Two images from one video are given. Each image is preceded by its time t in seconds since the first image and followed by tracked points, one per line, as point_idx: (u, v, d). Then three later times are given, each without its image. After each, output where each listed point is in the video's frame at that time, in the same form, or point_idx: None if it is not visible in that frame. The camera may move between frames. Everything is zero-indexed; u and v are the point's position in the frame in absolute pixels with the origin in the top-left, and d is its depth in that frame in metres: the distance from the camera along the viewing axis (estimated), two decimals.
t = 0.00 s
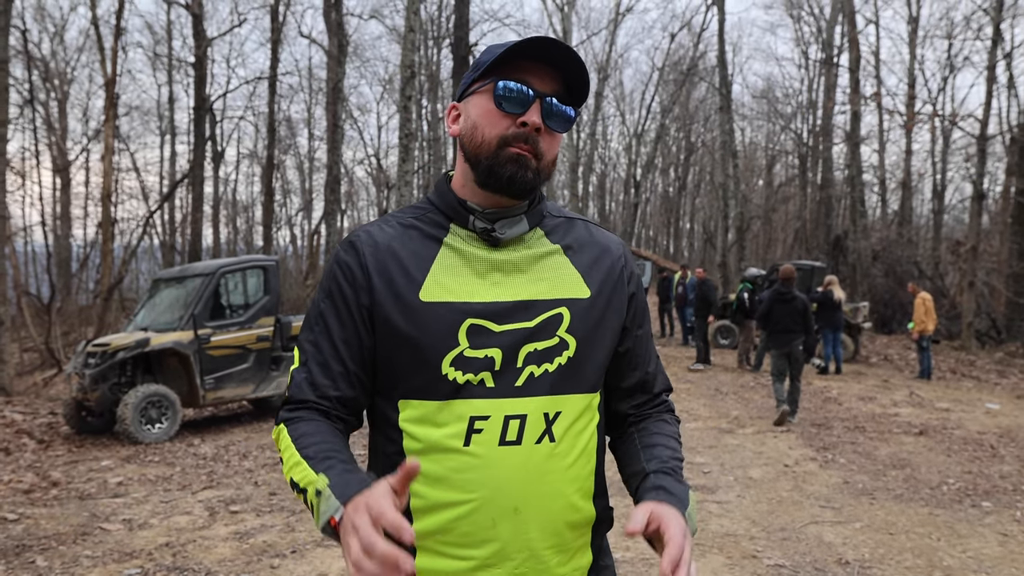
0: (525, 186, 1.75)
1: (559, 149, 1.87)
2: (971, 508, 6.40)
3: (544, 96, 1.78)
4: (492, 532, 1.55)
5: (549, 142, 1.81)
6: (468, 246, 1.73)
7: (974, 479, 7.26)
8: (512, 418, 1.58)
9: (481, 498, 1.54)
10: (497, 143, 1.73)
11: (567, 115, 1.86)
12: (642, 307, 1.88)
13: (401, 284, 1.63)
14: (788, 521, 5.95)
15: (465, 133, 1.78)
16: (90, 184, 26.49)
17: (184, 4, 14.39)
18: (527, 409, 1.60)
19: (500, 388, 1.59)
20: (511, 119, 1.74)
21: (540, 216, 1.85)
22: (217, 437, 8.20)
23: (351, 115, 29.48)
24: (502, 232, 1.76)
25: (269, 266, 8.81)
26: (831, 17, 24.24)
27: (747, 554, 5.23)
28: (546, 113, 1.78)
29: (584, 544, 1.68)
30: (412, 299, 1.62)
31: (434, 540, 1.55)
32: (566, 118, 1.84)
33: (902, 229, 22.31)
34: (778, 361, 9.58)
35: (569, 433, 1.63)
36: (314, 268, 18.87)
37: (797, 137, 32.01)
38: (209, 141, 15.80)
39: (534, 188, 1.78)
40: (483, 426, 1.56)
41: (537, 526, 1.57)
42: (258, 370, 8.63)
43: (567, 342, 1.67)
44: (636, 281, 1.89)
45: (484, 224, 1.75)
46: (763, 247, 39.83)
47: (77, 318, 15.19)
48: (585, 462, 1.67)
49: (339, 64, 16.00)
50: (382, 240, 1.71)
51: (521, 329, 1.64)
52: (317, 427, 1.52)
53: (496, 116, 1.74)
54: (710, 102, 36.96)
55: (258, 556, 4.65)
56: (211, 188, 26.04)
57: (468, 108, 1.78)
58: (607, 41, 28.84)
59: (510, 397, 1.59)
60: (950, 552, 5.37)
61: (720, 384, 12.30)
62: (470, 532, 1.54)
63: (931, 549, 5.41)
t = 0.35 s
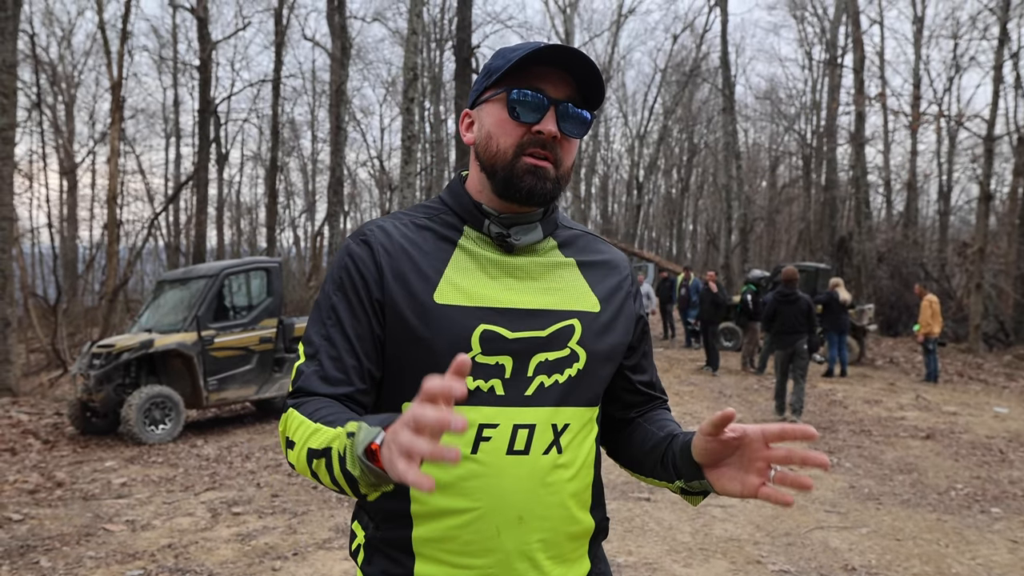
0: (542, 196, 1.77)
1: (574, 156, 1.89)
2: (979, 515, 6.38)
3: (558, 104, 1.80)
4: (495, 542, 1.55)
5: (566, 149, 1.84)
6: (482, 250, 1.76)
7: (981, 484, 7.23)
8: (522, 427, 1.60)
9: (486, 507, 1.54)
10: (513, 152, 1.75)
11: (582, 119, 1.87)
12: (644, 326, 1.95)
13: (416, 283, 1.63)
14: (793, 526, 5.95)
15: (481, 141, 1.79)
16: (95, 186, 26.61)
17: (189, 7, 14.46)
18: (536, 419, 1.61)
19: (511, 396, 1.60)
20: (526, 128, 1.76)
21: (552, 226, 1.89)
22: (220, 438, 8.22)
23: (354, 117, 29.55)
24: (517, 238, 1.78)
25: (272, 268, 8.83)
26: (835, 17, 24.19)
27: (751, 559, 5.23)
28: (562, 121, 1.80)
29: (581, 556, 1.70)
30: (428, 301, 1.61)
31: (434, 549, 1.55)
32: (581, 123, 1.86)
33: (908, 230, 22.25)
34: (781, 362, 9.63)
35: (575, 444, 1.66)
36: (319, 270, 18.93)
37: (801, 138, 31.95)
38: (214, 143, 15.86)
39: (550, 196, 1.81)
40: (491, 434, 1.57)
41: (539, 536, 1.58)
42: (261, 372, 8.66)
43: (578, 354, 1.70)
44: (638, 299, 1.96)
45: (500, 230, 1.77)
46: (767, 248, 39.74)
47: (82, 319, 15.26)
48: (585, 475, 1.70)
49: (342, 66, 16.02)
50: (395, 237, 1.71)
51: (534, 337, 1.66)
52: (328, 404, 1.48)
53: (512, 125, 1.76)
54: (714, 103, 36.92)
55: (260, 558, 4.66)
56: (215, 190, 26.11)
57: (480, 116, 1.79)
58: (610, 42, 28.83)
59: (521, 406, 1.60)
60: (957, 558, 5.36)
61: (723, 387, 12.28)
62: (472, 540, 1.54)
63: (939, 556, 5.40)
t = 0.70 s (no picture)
0: (547, 200, 1.77)
1: (582, 154, 1.89)
2: (991, 519, 6.33)
3: (562, 103, 1.80)
4: (511, 550, 1.55)
5: (571, 149, 1.84)
6: (494, 254, 1.75)
7: (993, 488, 7.18)
8: (538, 435, 1.60)
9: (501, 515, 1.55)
10: (518, 154, 1.75)
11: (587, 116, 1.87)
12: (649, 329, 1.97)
13: (429, 288, 1.62)
14: (802, 529, 5.92)
15: (485, 143, 1.80)
16: (105, 188, 26.81)
17: (197, 9, 14.56)
18: (551, 426, 1.62)
19: (526, 404, 1.60)
20: (530, 129, 1.76)
21: (561, 228, 1.90)
22: (228, 439, 8.26)
23: (361, 119, 29.69)
24: (529, 243, 1.79)
25: (279, 269, 8.89)
26: (844, 17, 24.08)
27: (760, 563, 5.21)
28: (565, 120, 1.79)
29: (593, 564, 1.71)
30: (442, 307, 1.61)
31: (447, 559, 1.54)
32: (587, 122, 1.85)
33: (918, 231, 22.11)
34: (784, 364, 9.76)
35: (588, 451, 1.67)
36: (325, 271, 18.96)
37: (809, 138, 31.80)
38: (221, 144, 15.95)
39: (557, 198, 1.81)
40: (508, 441, 1.57)
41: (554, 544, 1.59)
42: (268, 372, 8.69)
43: (591, 360, 1.71)
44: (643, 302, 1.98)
45: (510, 234, 1.77)
46: (774, 249, 39.59)
47: (92, 319, 15.39)
48: (595, 481, 1.71)
49: (348, 68, 16.09)
50: (405, 239, 1.70)
51: (548, 344, 1.66)
52: (347, 426, 1.46)
53: (514, 126, 1.76)
54: (721, 103, 36.81)
55: (267, 559, 4.68)
56: (223, 192, 26.26)
57: (485, 117, 1.80)
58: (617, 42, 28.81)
59: (538, 413, 1.61)
60: (970, 563, 5.32)
61: (731, 388, 12.25)
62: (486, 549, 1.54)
63: (950, 560, 5.37)
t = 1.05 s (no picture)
0: (533, 197, 1.76)
1: (573, 154, 1.87)
2: (1007, 522, 6.25)
3: (557, 102, 1.79)
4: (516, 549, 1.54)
5: (561, 149, 1.82)
6: (485, 253, 1.75)
7: (1008, 491, 7.09)
8: (537, 430, 1.59)
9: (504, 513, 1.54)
10: (507, 149, 1.74)
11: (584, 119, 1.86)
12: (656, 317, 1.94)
13: (419, 293, 1.62)
14: (813, 531, 5.87)
15: (477, 135, 1.79)
16: (117, 189, 27.04)
17: (208, 11, 14.64)
18: (551, 421, 1.60)
19: (523, 400, 1.59)
20: (523, 124, 1.76)
21: (554, 220, 1.89)
22: (238, 439, 8.30)
23: (371, 120, 29.77)
24: (518, 238, 1.78)
25: (289, 270, 8.93)
26: (857, 15, 23.87)
27: (771, 565, 5.17)
28: (558, 118, 1.79)
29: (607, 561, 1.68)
30: (431, 308, 1.60)
31: (457, 561, 1.54)
32: (581, 122, 1.84)
33: (931, 231, 21.87)
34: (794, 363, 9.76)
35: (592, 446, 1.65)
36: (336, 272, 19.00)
37: (821, 138, 31.57)
38: (232, 146, 16.04)
39: (547, 195, 1.80)
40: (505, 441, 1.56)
41: (561, 540, 1.57)
42: (278, 372, 8.73)
43: (590, 351, 1.69)
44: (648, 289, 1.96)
45: (499, 231, 1.77)
46: (785, 250, 39.34)
47: (104, 319, 15.52)
48: (603, 475, 1.69)
49: (359, 69, 16.13)
50: (393, 245, 1.70)
51: (542, 338, 1.65)
52: (358, 431, 1.45)
53: (507, 119, 1.75)
54: (732, 103, 36.63)
55: (277, 558, 4.70)
56: (234, 193, 26.41)
57: (480, 108, 1.80)
58: (627, 42, 28.73)
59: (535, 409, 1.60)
60: (984, 566, 5.25)
61: (742, 390, 12.18)
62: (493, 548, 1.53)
63: (964, 563, 5.31)
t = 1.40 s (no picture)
0: (543, 194, 1.77)
1: (582, 148, 1.86)
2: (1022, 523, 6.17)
3: (553, 96, 1.80)
4: (535, 554, 1.53)
5: (567, 142, 1.81)
6: (495, 251, 1.74)
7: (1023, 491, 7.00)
8: (552, 434, 1.57)
9: (521, 517, 1.53)
10: (509, 150, 1.77)
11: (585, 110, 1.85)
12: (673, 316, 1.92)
13: (427, 295, 1.62)
14: (825, 533, 5.82)
15: (480, 139, 1.83)
16: (127, 190, 27.25)
17: (216, 13, 14.71)
18: (565, 425, 1.58)
19: (537, 403, 1.58)
20: (522, 123, 1.77)
21: (568, 220, 1.87)
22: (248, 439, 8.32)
23: (380, 120, 29.83)
24: (531, 237, 1.77)
25: (298, 271, 9.02)
26: (867, 12, 23.68)
27: (783, 567, 5.12)
28: (557, 113, 1.79)
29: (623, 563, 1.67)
30: (441, 310, 1.61)
31: (474, 565, 1.53)
32: (582, 115, 1.83)
33: (942, 229, 21.62)
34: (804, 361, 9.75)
35: (610, 449, 1.63)
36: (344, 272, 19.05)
37: (831, 136, 31.35)
38: (241, 147, 16.10)
39: (555, 194, 1.79)
40: (521, 443, 1.55)
41: (578, 544, 1.57)
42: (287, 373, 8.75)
43: (605, 352, 1.66)
44: (667, 288, 1.93)
45: (511, 230, 1.76)
46: (796, 249, 39.10)
47: (115, 320, 15.59)
48: (623, 476, 1.67)
49: (367, 69, 16.13)
50: (401, 246, 1.71)
51: (556, 339, 1.63)
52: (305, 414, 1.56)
53: (507, 121, 1.77)
54: (741, 102, 36.44)
55: (286, 559, 4.71)
56: (243, 194, 26.53)
57: (482, 112, 1.83)
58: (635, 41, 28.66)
59: (550, 412, 1.58)
60: (999, 568, 5.19)
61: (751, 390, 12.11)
62: (510, 554, 1.52)
63: (979, 565, 5.24)
